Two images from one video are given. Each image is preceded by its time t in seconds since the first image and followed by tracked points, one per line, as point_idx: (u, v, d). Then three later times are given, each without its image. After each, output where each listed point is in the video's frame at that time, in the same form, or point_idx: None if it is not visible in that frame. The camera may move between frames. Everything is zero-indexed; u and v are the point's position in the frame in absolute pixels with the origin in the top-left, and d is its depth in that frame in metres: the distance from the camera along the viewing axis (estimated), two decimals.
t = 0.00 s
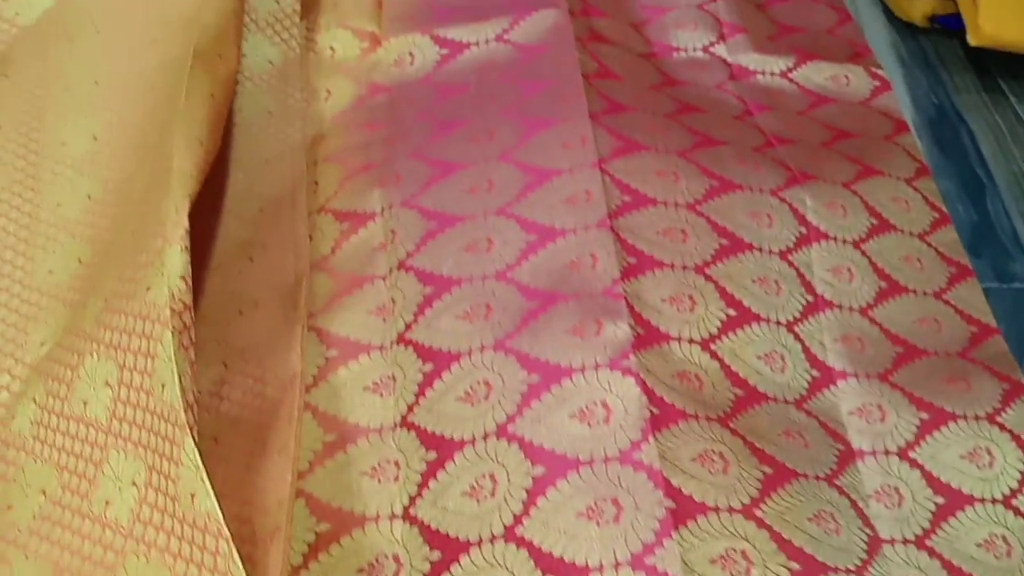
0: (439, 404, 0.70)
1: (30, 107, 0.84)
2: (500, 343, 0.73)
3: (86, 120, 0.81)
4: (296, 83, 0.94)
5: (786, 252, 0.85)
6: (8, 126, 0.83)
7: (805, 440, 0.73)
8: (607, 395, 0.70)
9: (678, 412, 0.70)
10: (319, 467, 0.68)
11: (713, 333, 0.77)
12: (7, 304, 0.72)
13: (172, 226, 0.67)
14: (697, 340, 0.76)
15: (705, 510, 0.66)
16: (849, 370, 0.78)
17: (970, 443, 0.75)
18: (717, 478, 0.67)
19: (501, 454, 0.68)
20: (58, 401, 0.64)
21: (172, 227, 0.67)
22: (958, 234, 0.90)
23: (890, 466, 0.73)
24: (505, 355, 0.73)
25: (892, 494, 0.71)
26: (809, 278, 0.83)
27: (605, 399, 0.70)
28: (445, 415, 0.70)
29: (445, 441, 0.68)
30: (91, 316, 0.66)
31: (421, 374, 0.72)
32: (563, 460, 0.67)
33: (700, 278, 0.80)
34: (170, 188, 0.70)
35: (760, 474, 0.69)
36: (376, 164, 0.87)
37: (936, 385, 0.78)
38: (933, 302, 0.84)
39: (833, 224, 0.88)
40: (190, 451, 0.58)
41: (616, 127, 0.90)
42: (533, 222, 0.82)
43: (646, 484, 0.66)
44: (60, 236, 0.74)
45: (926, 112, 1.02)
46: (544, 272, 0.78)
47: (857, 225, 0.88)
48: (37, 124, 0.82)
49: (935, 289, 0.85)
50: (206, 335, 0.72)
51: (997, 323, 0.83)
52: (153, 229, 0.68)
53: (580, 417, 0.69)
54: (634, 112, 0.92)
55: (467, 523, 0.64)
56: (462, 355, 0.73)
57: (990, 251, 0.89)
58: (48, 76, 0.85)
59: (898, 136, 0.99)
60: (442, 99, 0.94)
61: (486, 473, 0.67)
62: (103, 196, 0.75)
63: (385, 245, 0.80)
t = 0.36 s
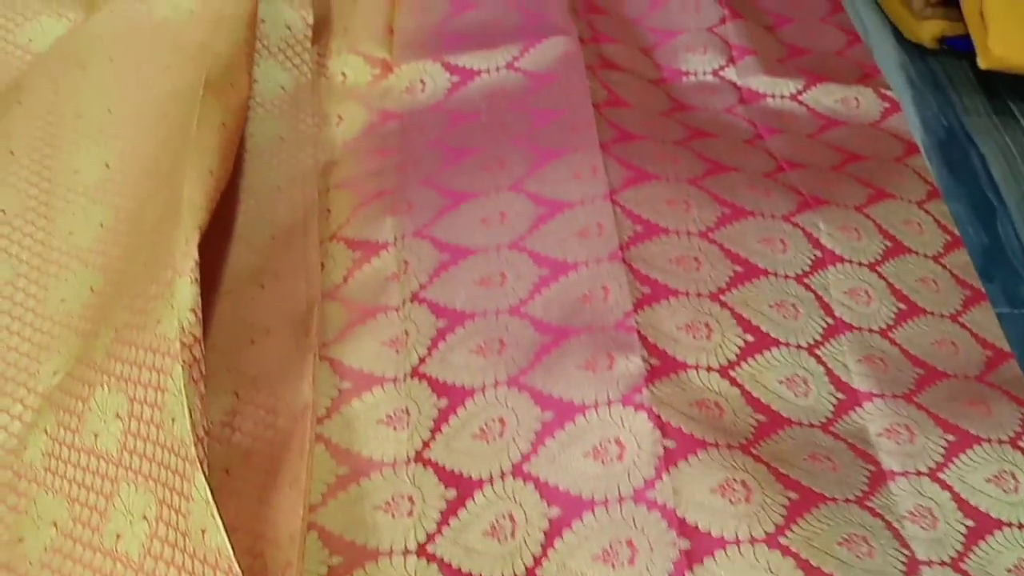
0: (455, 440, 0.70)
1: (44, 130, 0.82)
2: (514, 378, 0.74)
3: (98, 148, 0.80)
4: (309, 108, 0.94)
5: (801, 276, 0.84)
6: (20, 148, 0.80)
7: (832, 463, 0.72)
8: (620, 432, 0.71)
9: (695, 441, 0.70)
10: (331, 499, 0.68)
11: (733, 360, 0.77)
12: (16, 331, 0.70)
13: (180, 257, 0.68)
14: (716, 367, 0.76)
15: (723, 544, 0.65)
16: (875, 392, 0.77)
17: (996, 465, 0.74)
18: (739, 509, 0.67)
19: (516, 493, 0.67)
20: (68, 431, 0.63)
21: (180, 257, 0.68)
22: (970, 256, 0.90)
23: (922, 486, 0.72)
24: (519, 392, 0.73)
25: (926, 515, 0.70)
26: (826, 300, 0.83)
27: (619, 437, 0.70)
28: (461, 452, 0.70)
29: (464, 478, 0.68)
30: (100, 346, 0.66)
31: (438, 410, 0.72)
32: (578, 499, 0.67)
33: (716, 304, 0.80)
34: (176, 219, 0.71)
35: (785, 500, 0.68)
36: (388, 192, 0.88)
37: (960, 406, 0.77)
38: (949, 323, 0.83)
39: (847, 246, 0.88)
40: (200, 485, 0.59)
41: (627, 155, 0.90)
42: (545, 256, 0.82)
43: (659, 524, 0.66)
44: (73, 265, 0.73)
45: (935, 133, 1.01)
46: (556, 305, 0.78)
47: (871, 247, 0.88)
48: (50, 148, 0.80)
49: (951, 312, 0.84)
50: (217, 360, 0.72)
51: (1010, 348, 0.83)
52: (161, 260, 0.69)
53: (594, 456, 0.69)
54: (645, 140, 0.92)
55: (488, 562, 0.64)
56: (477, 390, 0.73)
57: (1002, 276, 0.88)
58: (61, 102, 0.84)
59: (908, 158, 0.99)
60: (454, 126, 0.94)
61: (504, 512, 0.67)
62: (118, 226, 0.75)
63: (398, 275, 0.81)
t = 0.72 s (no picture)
0: (460, 481, 0.71)
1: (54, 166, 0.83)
2: (520, 421, 0.74)
3: (106, 186, 0.80)
4: (315, 142, 0.94)
5: (808, 307, 0.85)
6: (29, 184, 0.81)
7: (836, 502, 0.73)
8: (626, 476, 0.71)
9: (700, 487, 0.71)
10: (336, 539, 0.68)
11: (737, 400, 0.77)
12: (23, 371, 0.70)
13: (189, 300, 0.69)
14: (721, 407, 0.76)
15: None
16: (882, 425, 0.78)
17: (1002, 500, 0.75)
18: (739, 555, 0.69)
19: (523, 537, 0.68)
20: (77, 473, 0.65)
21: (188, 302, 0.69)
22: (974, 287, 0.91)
23: (924, 524, 0.73)
24: (526, 435, 0.73)
25: (925, 555, 0.72)
26: (835, 331, 0.83)
27: (625, 481, 0.71)
28: (467, 494, 0.70)
29: (469, 520, 0.69)
30: (108, 388, 0.67)
31: (444, 450, 0.73)
32: (585, 543, 0.68)
33: (721, 342, 0.80)
34: (183, 263, 0.72)
35: (787, 543, 0.70)
36: (393, 229, 0.88)
37: (969, 437, 0.78)
38: (958, 351, 0.84)
39: (859, 273, 0.88)
40: (210, 534, 0.60)
41: (630, 191, 0.91)
42: (550, 293, 0.82)
43: (665, 568, 0.67)
44: (80, 302, 0.73)
45: (938, 164, 1.03)
46: (561, 345, 0.79)
47: (880, 272, 0.88)
48: (58, 184, 0.81)
49: (960, 338, 0.85)
50: (222, 398, 0.73)
51: (1014, 378, 0.83)
52: (167, 302, 0.70)
53: (599, 500, 0.70)
54: (648, 174, 0.93)
55: None
56: (484, 433, 0.73)
57: (1006, 308, 0.89)
58: (69, 137, 0.84)
59: (912, 187, 0.99)
60: (458, 161, 0.95)
61: (510, 556, 0.68)
62: (124, 263, 0.75)
63: (404, 313, 0.81)
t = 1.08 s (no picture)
0: (459, 508, 0.72)
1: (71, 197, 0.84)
2: (522, 448, 0.75)
3: (126, 221, 0.83)
4: (319, 175, 0.96)
5: (802, 340, 0.85)
6: (44, 211, 0.82)
7: (824, 540, 0.74)
8: (630, 504, 0.72)
9: (700, 519, 0.72)
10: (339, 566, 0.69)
11: (733, 433, 0.78)
12: (38, 402, 0.72)
13: (248, 355, 0.74)
14: (717, 440, 0.77)
15: None
16: (868, 461, 0.79)
17: (992, 532, 0.76)
18: None
19: (524, 563, 0.69)
20: (110, 510, 0.65)
21: (255, 355, 0.74)
22: (972, 313, 0.91)
23: (911, 560, 0.74)
24: (529, 461, 0.74)
25: None
26: (826, 366, 0.84)
27: (629, 509, 0.72)
28: (466, 520, 0.71)
29: (468, 547, 0.70)
30: (160, 432, 0.70)
31: (444, 476, 0.73)
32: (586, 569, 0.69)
33: (718, 374, 0.81)
34: (251, 317, 0.77)
35: None
36: (396, 257, 0.90)
37: (956, 472, 0.79)
38: (951, 383, 0.85)
39: (849, 307, 0.88)
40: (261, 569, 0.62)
41: (630, 219, 0.92)
42: (552, 319, 0.83)
43: None
44: (97, 336, 0.75)
45: (935, 190, 1.03)
46: (562, 371, 0.80)
47: (872, 306, 0.89)
48: (76, 215, 0.83)
49: (952, 369, 0.86)
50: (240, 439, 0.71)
51: (1014, 403, 0.84)
52: (212, 353, 0.75)
53: (603, 527, 0.71)
54: (647, 202, 0.94)
55: None
56: (486, 458, 0.74)
57: (1005, 333, 0.90)
58: (87, 164, 0.87)
59: (909, 214, 0.99)
60: (460, 189, 0.97)
61: None
62: (150, 304, 0.78)
63: (406, 341, 0.82)
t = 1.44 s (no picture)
0: (466, 531, 0.72)
1: (77, 227, 0.85)
2: (529, 471, 0.75)
3: (131, 248, 0.84)
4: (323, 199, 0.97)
5: (804, 365, 0.86)
6: (50, 243, 0.83)
7: (828, 564, 0.74)
8: (637, 529, 0.72)
9: (707, 544, 0.72)
10: None
11: (736, 457, 0.79)
12: (46, 431, 0.72)
13: (252, 383, 0.73)
14: (721, 465, 0.78)
15: None
16: (870, 484, 0.79)
17: (995, 553, 0.76)
18: None
19: None
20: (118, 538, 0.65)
21: (259, 384, 0.73)
22: (974, 332, 0.93)
23: None
24: (535, 486, 0.74)
25: None
26: (827, 390, 0.85)
27: (635, 533, 0.72)
28: (473, 544, 0.71)
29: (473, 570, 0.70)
30: (167, 462, 0.69)
31: (451, 499, 0.74)
32: None
33: (722, 399, 0.82)
34: (253, 344, 0.76)
35: None
36: (402, 279, 0.91)
37: (957, 495, 0.79)
38: (952, 406, 0.85)
39: (850, 332, 0.89)
40: None
41: (632, 245, 0.93)
42: (557, 342, 0.84)
43: None
44: (104, 363, 0.76)
45: (937, 211, 1.06)
46: (568, 395, 0.80)
47: (872, 330, 0.90)
48: (82, 244, 0.83)
49: (952, 393, 0.86)
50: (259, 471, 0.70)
51: (1015, 424, 0.85)
52: (215, 381, 0.74)
53: (610, 551, 0.71)
54: (648, 229, 0.95)
55: None
56: (493, 482, 0.75)
57: (1006, 352, 0.91)
58: (91, 192, 0.87)
59: (910, 235, 1.00)
60: (464, 213, 0.98)
61: None
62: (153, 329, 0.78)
63: (411, 364, 0.83)
